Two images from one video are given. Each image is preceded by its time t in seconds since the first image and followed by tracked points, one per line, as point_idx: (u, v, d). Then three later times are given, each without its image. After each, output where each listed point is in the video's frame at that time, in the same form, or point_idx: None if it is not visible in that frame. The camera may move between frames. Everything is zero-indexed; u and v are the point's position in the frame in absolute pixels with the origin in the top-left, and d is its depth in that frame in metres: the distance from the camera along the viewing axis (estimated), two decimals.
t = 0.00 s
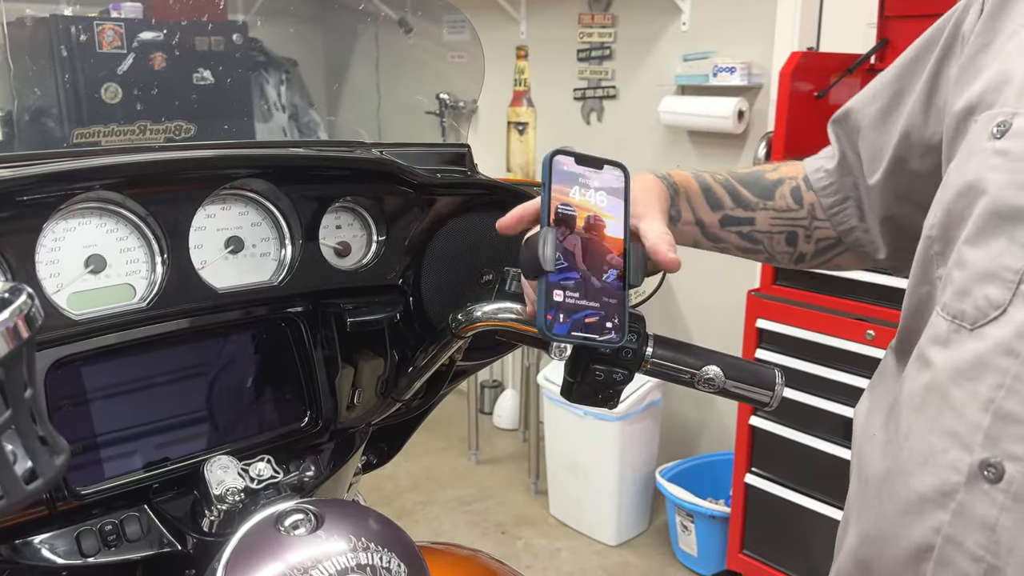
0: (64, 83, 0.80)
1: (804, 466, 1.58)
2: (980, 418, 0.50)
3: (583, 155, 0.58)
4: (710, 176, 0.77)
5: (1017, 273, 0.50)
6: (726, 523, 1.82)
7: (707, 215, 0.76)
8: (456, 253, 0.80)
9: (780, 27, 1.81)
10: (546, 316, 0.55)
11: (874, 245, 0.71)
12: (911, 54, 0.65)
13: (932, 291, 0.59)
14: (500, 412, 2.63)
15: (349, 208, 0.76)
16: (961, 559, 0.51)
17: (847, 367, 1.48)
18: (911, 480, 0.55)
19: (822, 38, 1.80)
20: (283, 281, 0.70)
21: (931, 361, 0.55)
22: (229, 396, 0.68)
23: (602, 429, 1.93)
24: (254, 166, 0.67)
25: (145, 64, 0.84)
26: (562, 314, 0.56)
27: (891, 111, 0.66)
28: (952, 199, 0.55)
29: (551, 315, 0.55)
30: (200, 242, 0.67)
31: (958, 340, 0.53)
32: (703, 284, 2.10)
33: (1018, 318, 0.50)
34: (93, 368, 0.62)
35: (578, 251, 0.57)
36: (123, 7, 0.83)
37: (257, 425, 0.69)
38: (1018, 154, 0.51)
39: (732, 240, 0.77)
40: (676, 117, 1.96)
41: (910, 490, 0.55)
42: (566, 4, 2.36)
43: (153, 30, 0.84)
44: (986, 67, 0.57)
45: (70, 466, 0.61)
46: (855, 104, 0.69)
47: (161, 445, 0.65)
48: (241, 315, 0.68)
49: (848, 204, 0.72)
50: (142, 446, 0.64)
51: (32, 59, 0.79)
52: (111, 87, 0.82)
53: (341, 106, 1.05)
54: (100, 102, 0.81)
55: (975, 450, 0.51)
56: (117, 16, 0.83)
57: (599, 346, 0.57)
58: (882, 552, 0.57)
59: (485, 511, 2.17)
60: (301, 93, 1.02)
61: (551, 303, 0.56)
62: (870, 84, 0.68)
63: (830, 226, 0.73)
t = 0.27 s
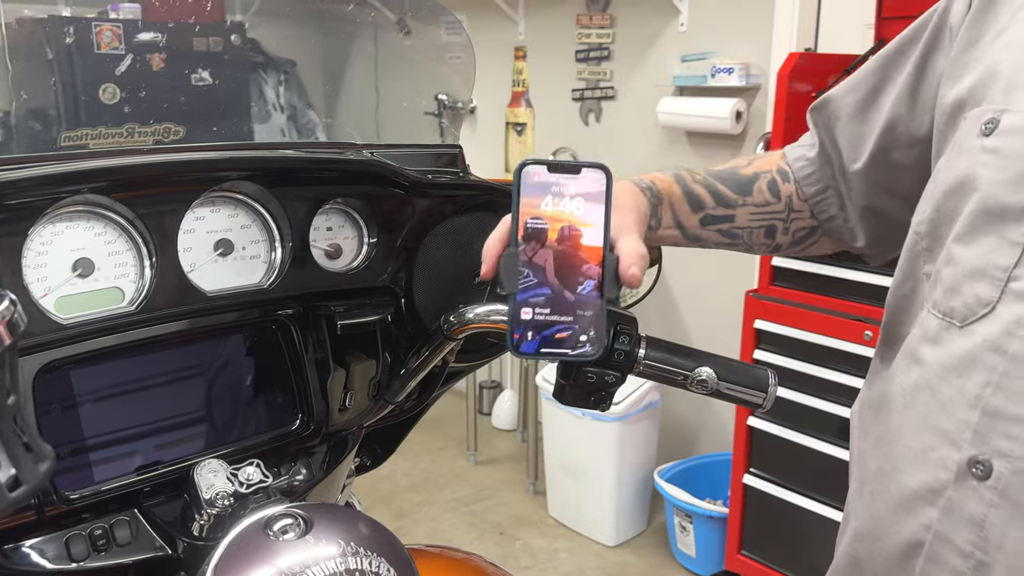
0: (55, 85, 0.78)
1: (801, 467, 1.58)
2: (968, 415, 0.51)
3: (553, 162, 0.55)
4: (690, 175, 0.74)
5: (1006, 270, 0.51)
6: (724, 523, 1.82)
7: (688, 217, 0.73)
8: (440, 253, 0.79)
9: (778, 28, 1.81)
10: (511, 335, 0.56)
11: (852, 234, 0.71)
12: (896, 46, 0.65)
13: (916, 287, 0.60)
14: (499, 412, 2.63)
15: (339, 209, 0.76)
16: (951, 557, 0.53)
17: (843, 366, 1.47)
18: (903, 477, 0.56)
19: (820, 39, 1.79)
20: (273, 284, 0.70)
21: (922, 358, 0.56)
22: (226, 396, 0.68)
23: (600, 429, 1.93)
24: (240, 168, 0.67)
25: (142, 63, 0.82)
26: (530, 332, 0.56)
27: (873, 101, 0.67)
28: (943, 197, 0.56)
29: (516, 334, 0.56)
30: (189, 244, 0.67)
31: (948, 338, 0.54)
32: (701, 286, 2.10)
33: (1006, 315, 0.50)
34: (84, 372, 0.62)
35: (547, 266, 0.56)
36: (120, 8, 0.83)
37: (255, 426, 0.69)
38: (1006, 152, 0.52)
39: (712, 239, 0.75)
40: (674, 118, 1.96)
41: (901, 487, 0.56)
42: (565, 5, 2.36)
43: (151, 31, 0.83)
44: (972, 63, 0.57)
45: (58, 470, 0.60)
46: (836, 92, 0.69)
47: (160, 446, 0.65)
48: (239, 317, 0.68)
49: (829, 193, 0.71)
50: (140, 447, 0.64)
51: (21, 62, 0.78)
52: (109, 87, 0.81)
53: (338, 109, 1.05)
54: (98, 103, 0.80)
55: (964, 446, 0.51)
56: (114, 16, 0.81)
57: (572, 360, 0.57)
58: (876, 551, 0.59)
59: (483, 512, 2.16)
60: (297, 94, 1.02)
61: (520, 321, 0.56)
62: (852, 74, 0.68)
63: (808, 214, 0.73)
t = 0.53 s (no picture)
0: (55, 86, 0.79)
1: (798, 468, 1.59)
2: (958, 424, 0.52)
3: (547, 179, 0.55)
4: (697, 166, 0.74)
5: (995, 276, 0.52)
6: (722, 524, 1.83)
7: (693, 210, 0.73)
8: (439, 252, 0.79)
9: (777, 28, 1.81)
10: (504, 346, 0.58)
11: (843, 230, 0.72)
12: (886, 43, 0.66)
13: (905, 288, 0.60)
14: (498, 413, 2.63)
15: (339, 211, 0.75)
16: (941, 565, 0.53)
17: (841, 367, 1.48)
18: (895, 485, 0.57)
19: (819, 39, 1.79)
20: (274, 285, 0.70)
21: (914, 365, 0.56)
22: (221, 399, 0.68)
23: (599, 430, 1.93)
24: (240, 169, 0.67)
25: (142, 64, 0.82)
26: (522, 343, 0.58)
27: (865, 96, 0.67)
28: (931, 200, 0.56)
29: (508, 345, 0.58)
30: (190, 245, 0.67)
31: (938, 344, 0.54)
32: (700, 287, 2.11)
33: (996, 322, 0.51)
34: (84, 372, 0.62)
35: (540, 280, 0.57)
36: (119, 9, 0.83)
37: (251, 427, 0.69)
38: (995, 156, 0.52)
39: (715, 231, 0.75)
40: (673, 118, 1.96)
41: (893, 494, 0.57)
42: (564, 5, 2.36)
43: (149, 31, 0.83)
44: (959, 61, 0.58)
45: (60, 470, 0.60)
46: (826, 90, 0.70)
47: (160, 446, 0.65)
48: (234, 318, 0.68)
49: (829, 185, 0.71)
50: (140, 447, 0.64)
51: (21, 63, 0.78)
52: (108, 87, 0.81)
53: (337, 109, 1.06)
54: (98, 103, 0.80)
55: (954, 456, 0.52)
56: (113, 18, 0.81)
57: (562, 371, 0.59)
58: (866, 558, 0.59)
59: (482, 512, 2.16)
60: (297, 94, 1.02)
61: (512, 333, 0.59)
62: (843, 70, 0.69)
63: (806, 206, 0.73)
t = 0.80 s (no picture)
0: (52, 89, 0.79)
1: (796, 469, 1.59)
2: (953, 429, 0.53)
3: (542, 182, 0.55)
4: (698, 171, 0.74)
5: (990, 281, 0.52)
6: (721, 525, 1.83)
7: (694, 212, 0.73)
8: (438, 252, 0.80)
9: (775, 29, 1.81)
10: (500, 348, 0.58)
11: (851, 243, 0.72)
12: (882, 53, 0.66)
13: (900, 290, 0.61)
14: (497, 414, 2.63)
15: (336, 213, 0.75)
16: (937, 569, 0.54)
17: (838, 368, 1.48)
18: (890, 491, 0.57)
19: (817, 40, 1.80)
20: (271, 287, 0.71)
21: (908, 369, 0.57)
22: (215, 401, 0.68)
23: (597, 431, 1.94)
24: (239, 171, 0.67)
25: (139, 66, 0.82)
26: (518, 345, 0.59)
27: (864, 105, 0.67)
28: (926, 204, 0.57)
29: (504, 348, 0.58)
30: (186, 247, 0.67)
31: (933, 349, 0.55)
32: (698, 288, 2.11)
33: (991, 327, 0.51)
34: (81, 374, 0.62)
35: (536, 283, 0.58)
36: (118, 9, 0.84)
37: (246, 430, 0.69)
38: (989, 159, 0.53)
39: (717, 237, 0.75)
40: (672, 120, 1.96)
41: (888, 500, 0.58)
42: (562, 6, 2.36)
43: (148, 33, 0.83)
44: (955, 69, 0.58)
45: (56, 471, 0.60)
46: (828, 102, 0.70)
47: (158, 447, 0.65)
48: (228, 321, 0.69)
49: (832, 198, 0.71)
50: (138, 448, 0.64)
51: (19, 65, 0.79)
52: (107, 89, 0.81)
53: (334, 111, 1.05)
54: (96, 105, 0.80)
55: (949, 461, 0.53)
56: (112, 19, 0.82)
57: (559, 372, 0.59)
58: (865, 559, 0.60)
59: (481, 513, 2.16)
60: (296, 96, 1.01)
61: (508, 335, 0.59)
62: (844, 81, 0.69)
63: (812, 220, 0.73)
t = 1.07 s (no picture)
0: (53, 90, 0.79)
1: (794, 469, 1.59)
2: (942, 430, 0.53)
3: (542, 181, 0.57)
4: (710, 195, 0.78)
5: (977, 281, 0.53)
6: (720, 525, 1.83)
7: (708, 224, 0.76)
8: (442, 252, 0.80)
9: (773, 30, 1.82)
10: (500, 348, 0.59)
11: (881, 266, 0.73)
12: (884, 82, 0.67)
13: (894, 297, 0.63)
14: (496, 415, 2.63)
15: (336, 213, 0.76)
16: (927, 570, 0.54)
17: (835, 368, 1.48)
18: (878, 493, 0.58)
19: (815, 41, 1.80)
20: (271, 287, 0.71)
21: (898, 371, 0.58)
22: (213, 402, 0.68)
23: (596, 431, 1.94)
24: (239, 170, 0.67)
25: (139, 66, 0.82)
26: (518, 345, 0.59)
27: (873, 133, 0.68)
28: (914, 207, 0.58)
29: (504, 347, 0.59)
30: (187, 247, 0.67)
31: (921, 350, 0.56)
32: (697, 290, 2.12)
33: (978, 328, 0.52)
34: (82, 374, 0.62)
35: (535, 282, 0.58)
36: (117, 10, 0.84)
37: (244, 430, 0.69)
38: (977, 162, 0.54)
39: (740, 254, 0.76)
40: (670, 120, 1.97)
41: (877, 502, 0.58)
42: (561, 7, 2.36)
43: (147, 33, 0.83)
44: (946, 79, 0.59)
45: (57, 471, 0.61)
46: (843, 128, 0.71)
47: (158, 447, 0.65)
48: (225, 322, 0.69)
49: (850, 226, 0.73)
50: (138, 448, 0.64)
51: (21, 66, 0.79)
52: (107, 89, 0.80)
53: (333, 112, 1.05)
54: (96, 105, 0.80)
55: (939, 462, 0.53)
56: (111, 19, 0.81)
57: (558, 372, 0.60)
58: (853, 562, 0.60)
59: (479, 513, 2.17)
60: (295, 95, 1.01)
61: (508, 335, 0.59)
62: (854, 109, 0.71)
63: (834, 249, 0.74)
